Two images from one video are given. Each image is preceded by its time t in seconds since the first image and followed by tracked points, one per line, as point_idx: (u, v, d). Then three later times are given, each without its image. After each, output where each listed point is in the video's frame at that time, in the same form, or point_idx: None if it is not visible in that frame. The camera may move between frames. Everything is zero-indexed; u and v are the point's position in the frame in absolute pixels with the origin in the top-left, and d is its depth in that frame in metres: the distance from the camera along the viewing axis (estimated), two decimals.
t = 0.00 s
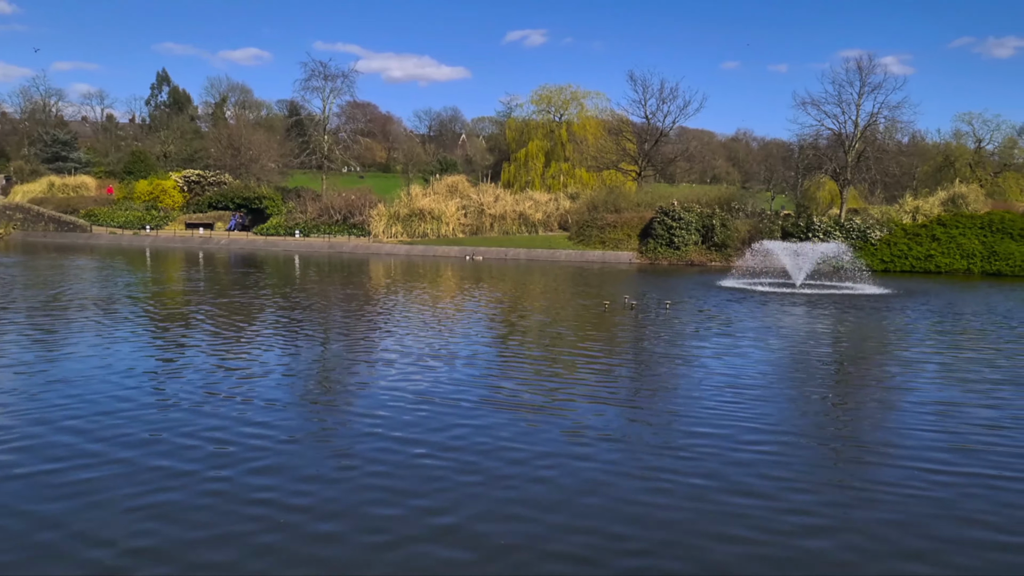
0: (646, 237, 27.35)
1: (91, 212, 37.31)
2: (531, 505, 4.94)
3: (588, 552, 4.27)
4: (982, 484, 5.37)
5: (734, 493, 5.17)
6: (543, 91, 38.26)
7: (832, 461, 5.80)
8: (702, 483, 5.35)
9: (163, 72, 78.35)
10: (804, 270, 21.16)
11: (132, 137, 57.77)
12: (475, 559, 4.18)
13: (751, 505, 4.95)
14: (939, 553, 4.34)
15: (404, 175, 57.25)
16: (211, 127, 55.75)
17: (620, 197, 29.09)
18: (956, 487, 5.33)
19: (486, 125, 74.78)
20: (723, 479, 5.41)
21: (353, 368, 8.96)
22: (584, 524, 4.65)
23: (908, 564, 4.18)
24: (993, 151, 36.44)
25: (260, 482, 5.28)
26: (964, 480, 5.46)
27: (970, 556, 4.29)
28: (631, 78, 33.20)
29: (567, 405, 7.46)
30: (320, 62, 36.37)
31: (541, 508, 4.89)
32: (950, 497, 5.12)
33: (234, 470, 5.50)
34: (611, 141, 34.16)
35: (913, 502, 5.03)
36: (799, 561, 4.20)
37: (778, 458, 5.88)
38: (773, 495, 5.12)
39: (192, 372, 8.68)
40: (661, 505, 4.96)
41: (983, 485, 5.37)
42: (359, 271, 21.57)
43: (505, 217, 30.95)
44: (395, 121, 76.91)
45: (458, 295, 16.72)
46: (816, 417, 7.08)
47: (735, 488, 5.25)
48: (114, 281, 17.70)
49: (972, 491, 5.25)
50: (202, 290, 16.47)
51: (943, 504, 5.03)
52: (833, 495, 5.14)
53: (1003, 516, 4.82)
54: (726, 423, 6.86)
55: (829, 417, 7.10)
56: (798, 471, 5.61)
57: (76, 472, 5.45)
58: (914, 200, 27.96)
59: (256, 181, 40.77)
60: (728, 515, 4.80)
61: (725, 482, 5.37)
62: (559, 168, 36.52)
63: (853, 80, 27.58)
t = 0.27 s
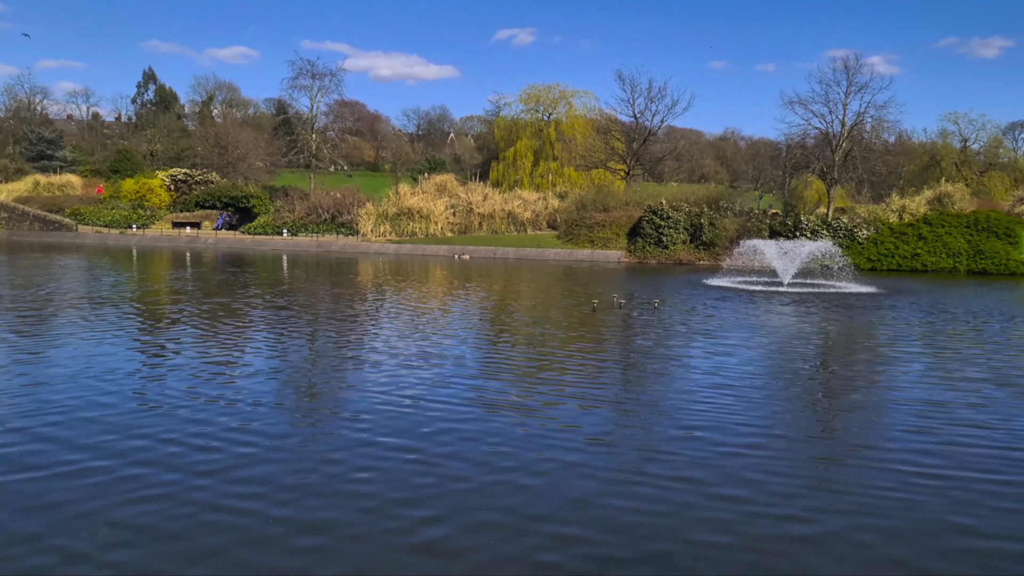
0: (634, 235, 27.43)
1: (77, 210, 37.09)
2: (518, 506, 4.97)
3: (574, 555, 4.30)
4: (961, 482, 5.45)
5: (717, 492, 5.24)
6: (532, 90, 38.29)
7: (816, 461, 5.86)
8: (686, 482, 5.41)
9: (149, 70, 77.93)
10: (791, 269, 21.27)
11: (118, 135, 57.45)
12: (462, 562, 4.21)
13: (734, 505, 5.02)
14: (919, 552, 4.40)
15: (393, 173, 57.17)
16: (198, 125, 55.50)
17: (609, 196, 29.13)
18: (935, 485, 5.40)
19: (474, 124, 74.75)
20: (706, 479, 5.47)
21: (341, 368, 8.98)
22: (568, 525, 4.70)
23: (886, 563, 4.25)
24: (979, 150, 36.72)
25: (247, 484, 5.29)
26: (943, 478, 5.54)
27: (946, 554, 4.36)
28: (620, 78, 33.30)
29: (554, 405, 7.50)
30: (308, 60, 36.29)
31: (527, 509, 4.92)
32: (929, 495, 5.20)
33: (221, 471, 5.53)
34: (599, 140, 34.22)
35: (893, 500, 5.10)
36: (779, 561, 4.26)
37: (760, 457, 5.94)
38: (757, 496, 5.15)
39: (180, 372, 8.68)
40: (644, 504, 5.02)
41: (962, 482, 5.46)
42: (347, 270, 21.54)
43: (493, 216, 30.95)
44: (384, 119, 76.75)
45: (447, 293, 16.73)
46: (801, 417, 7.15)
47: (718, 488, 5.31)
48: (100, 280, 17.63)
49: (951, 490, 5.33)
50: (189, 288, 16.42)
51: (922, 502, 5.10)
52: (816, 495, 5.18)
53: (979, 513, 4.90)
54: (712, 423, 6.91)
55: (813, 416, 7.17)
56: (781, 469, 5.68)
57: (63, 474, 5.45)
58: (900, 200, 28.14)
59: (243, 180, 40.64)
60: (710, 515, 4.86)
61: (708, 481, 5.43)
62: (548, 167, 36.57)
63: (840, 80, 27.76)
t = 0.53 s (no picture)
0: (620, 234, 27.46)
1: (58, 209, 36.75)
2: (506, 504, 4.93)
3: (562, 552, 4.27)
4: (953, 482, 5.41)
5: (708, 492, 5.17)
6: (517, 89, 38.24)
7: (803, 459, 5.85)
8: (675, 483, 5.34)
9: (131, 68, 77.32)
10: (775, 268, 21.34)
11: (100, 134, 56.96)
12: (450, 560, 4.16)
13: (725, 502, 4.97)
14: (906, 547, 4.39)
15: (378, 172, 56.98)
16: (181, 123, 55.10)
17: (594, 195, 29.14)
18: (926, 485, 5.36)
19: (459, 123, 74.68)
20: (696, 479, 5.41)
21: (327, 368, 8.92)
22: (558, 523, 4.64)
23: (878, 562, 4.19)
24: (960, 149, 37.02)
25: (231, 484, 5.22)
26: (932, 477, 5.51)
27: (940, 554, 4.31)
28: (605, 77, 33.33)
29: (541, 403, 7.47)
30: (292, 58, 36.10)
31: (515, 507, 4.88)
32: (919, 495, 5.16)
33: (205, 474, 5.42)
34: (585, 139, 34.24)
35: (885, 499, 5.07)
36: (770, 560, 4.20)
37: (751, 457, 5.89)
38: (746, 493, 5.14)
39: (163, 372, 8.59)
40: (634, 504, 4.94)
41: (953, 482, 5.42)
42: (332, 269, 21.44)
43: (479, 215, 30.89)
44: (369, 118, 76.53)
45: (432, 292, 16.67)
46: (787, 414, 7.15)
47: (708, 488, 5.24)
48: (81, 280, 17.46)
49: (942, 488, 5.29)
50: (172, 288, 16.28)
51: (914, 502, 5.05)
52: (805, 492, 5.17)
53: (971, 513, 4.86)
54: (699, 420, 6.89)
55: (802, 415, 7.15)
56: (768, 467, 5.67)
57: (43, 476, 5.36)
58: (884, 199, 28.32)
59: (227, 178, 40.37)
60: (701, 516, 4.79)
61: (701, 481, 5.37)
62: (533, 166, 36.57)
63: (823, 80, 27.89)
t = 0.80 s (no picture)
0: (605, 233, 27.51)
1: (39, 208, 36.42)
2: (489, 506, 4.92)
3: (545, 554, 4.27)
4: (935, 482, 5.43)
5: (691, 493, 5.17)
6: (502, 88, 38.18)
7: (785, 460, 5.88)
8: (660, 485, 5.33)
9: (114, 66, 76.72)
10: (759, 267, 21.43)
11: (82, 132, 56.47)
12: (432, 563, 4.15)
13: (708, 504, 4.98)
14: (886, 547, 4.41)
15: (363, 171, 56.80)
16: (164, 121, 54.71)
17: (580, 194, 29.15)
18: (909, 485, 5.38)
19: (445, 121, 74.55)
20: (680, 481, 5.40)
21: (311, 369, 8.89)
22: (542, 526, 4.62)
23: (861, 564, 4.20)
24: (942, 149, 37.30)
25: (213, 488, 5.19)
26: (915, 478, 5.53)
27: (922, 554, 4.32)
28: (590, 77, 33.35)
29: (525, 404, 7.47)
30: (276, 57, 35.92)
31: (498, 509, 4.88)
32: (902, 496, 5.17)
33: (185, 477, 5.39)
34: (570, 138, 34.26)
35: (867, 499, 5.09)
36: (754, 562, 4.20)
37: (735, 458, 5.89)
38: (728, 495, 5.16)
39: (145, 373, 8.54)
40: (618, 507, 4.93)
41: (935, 482, 5.44)
42: (317, 268, 21.35)
43: (464, 214, 30.84)
44: (354, 117, 76.25)
45: (417, 292, 16.63)
46: (771, 415, 7.17)
47: (693, 489, 5.24)
48: (63, 279, 17.31)
49: (925, 489, 5.30)
50: (155, 287, 16.16)
51: (897, 502, 5.06)
52: (787, 493, 5.20)
53: (953, 513, 4.88)
54: (683, 421, 6.91)
55: (784, 415, 7.18)
56: (751, 467, 5.69)
57: (22, 480, 5.31)
58: (867, 198, 28.51)
59: (210, 177, 40.13)
60: (685, 518, 4.78)
61: (684, 483, 5.37)
62: (519, 165, 36.57)
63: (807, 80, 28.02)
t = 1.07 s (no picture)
0: (595, 232, 27.54)
1: (27, 207, 36.18)
2: (482, 506, 4.91)
3: (539, 554, 4.25)
4: (922, 480, 5.45)
5: (679, 492, 5.17)
6: (493, 87, 38.14)
7: (777, 458, 5.89)
8: (647, 483, 5.34)
9: (102, 64, 76.29)
10: (749, 265, 21.50)
11: (70, 131, 56.14)
12: (426, 563, 4.13)
13: (701, 503, 4.98)
14: (880, 545, 4.42)
15: (352, 170, 56.68)
16: (152, 120, 54.46)
17: (570, 193, 29.17)
18: (896, 483, 5.40)
19: (435, 120, 74.50)
20: (668, 479, 5.41)
21: (301, 368, 8.87)
22: (530, 525, 4.61)
23: (848, 562, 4.21)
24: (930, 148, 37.49)
25: (205, 488, 5.16)
26: (902, 476, 5.55)
27: (908, 553, 4.33)
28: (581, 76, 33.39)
29: (516, 403, 7.46)
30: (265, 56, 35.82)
31: (492, 508, 4.87)
32: (889, 494, 5.19)
33: (175, 477, 5.36)
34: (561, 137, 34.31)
35: (858, 498, 5.10)
36: (741, 561, 4.20)
37: (724, 457, 5.90)
38: (722, 493, 5.16)
39: (134, 373, 8.51)
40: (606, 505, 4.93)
41: (922, 480, 5.46)
42: (307, 268, 21.32)
43: (454, 213, 30.81)
44: (344, 116, 76.09)
45: (407, 291, 16.61)
46: (762, 413, 7.19)
47: (681, 488, 5.25)
48: (50, 279, 17.22)
49: (912, 487, 5.32)
50: (144, 287, 16.11)
51: (884, 501, 5.08)
52: (780, 491, 5.21)
53: (939, 510, 4.90)
54: (674, 419, 6.93)
55: (776, 414, 7.20)
56: (743, 466, 5.70)
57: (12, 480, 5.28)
58: (856, 196, 28.63)
59: (199, 176, 39.97)
60: (672, 516, 4.79)
61: (673, 481, 5.37)
62: (509, 164, 36.58)
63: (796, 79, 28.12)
